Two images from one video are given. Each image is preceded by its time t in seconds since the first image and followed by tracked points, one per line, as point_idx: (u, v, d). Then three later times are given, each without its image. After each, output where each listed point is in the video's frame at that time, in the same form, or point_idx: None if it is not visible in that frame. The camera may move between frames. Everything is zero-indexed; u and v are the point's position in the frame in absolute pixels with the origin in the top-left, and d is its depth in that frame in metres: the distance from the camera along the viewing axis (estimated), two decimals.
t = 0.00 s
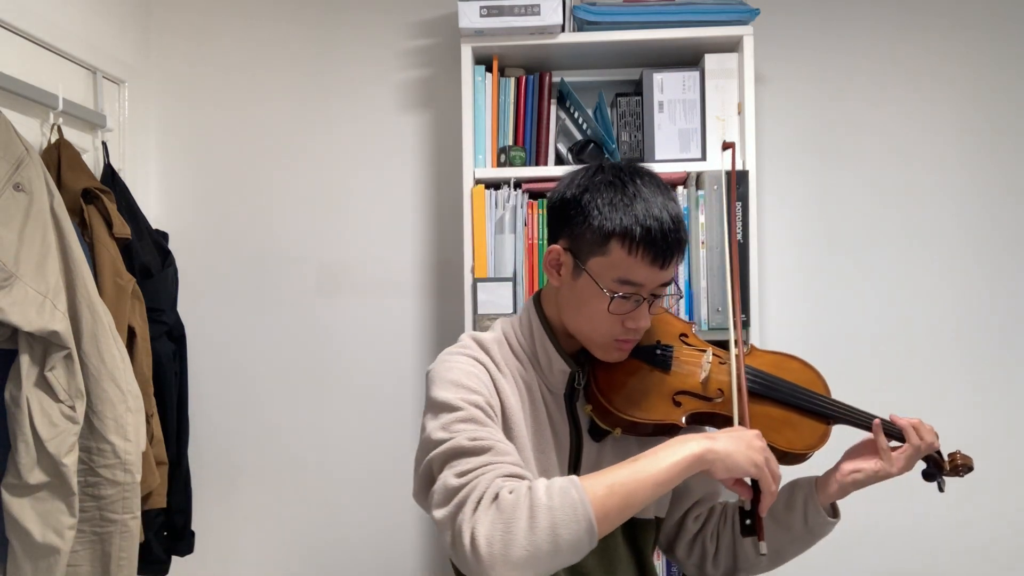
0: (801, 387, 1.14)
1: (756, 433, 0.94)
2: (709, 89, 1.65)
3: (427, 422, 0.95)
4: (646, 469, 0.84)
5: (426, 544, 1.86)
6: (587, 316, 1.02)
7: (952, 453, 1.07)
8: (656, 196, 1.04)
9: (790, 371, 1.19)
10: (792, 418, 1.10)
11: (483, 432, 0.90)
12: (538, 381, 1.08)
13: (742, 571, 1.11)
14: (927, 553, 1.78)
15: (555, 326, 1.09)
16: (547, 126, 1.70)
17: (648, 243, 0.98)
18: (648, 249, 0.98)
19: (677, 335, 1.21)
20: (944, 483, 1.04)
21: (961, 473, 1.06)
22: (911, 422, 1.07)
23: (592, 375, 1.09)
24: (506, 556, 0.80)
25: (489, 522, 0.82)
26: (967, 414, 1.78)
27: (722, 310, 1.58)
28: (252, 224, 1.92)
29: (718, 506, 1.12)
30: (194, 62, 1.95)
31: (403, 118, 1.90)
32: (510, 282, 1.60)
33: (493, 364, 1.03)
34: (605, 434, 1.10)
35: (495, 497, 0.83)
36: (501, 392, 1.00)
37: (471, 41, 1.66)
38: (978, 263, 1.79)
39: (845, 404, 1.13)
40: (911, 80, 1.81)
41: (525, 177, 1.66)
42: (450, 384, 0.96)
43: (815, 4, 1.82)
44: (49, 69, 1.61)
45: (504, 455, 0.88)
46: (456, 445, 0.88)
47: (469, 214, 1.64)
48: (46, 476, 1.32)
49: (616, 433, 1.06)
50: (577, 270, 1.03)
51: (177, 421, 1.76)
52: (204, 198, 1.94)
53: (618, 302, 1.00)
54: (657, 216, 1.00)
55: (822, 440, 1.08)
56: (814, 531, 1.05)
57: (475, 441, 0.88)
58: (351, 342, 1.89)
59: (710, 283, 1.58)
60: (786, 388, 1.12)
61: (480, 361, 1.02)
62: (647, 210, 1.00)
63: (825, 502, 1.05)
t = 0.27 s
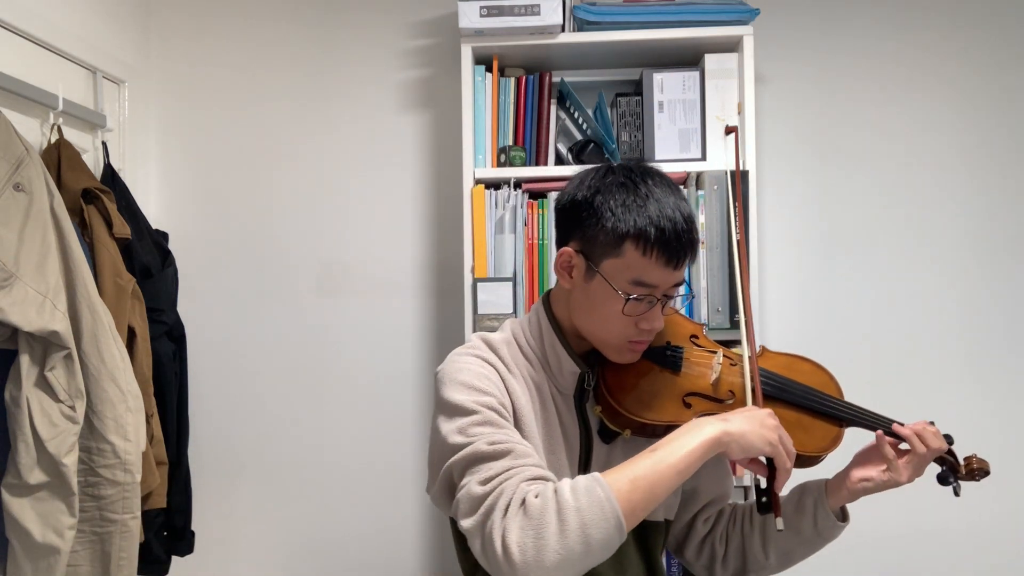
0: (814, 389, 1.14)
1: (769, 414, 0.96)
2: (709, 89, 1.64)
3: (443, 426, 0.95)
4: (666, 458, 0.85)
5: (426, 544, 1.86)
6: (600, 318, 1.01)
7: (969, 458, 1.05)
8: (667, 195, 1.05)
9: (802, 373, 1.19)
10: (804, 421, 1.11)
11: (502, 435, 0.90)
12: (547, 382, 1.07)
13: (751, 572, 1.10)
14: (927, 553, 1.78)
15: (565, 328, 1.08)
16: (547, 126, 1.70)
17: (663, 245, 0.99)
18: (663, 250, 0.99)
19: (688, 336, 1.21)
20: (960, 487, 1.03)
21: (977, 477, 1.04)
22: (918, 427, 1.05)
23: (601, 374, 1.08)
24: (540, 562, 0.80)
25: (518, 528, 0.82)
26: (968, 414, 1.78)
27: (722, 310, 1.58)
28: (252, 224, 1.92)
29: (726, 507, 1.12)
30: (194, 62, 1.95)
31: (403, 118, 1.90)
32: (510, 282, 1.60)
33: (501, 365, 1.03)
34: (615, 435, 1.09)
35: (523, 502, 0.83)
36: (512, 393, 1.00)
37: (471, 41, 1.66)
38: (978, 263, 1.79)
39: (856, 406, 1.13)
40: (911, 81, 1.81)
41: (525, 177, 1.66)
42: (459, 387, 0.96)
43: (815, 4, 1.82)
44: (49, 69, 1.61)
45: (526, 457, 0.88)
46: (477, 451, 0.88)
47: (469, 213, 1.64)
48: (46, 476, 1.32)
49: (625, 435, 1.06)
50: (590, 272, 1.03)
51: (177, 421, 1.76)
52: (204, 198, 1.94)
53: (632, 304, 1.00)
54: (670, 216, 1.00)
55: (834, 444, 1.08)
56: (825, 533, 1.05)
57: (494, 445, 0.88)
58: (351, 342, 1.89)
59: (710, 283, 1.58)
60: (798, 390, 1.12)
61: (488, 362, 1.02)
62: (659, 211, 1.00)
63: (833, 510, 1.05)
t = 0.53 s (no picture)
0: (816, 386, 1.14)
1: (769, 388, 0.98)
2: (709, 89, 1.64)
3: (447, 427, 0.95)
4: (673, 441, 0.87)
5: (425, 545, 1.86)
6: (606, 317, 1.01)
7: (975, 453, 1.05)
8: (667, 193, 1.05)
9: (803, 370, 1.19)
10: (806, 416, 1.10)
11: (512, 433, 0.90)
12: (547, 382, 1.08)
13: (756, 573, 1.10)
14: (927, 553, 1.78)
15: (567, 330, 1.08)
16: (547, 126, 1.70)
17: (668, 242, 1.00)
18: (669, 248, 1.00)
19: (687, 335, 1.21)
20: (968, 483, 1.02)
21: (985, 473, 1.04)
22: (918, 424, 1.04)
23: (600, 375, 1.09)
24: (565, 556, 0.80)
25: (540, 525, 0.82)
26: (968, 414, 1.78)
27: (722, 310, 1.57)
28: (252, 224, 1.92)
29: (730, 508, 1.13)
30: (194, 62, 1.95)
31: (403, 118, 1.89)
32: (510, 282, 1.60)
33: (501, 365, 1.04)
34: (616, 436, 1.09)
35: (542, 499, 0.83)
36: (514, 392, 1.01)
37: (471, 42, 1.66)
38: (978, 263, 1.79)
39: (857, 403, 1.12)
40: (911, 81, 1.81)
41: (525, 177, 1.66)
42: (461, 387, 0.96)
43: (815, 4, 1.82)
44: (49, 69, 1.61)
45: (538, 453, 0.89)
46: (488, 452, 0.88)
47: (469, 213, 1.64)
48: (46, 476, 1.32)
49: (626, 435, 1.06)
50: (594, 272, 1.03)
51: (177, 421, 1.76)
52: (204, 199, 1.94)
53: (639, 303, 1.01)
54: (674, 213, 1.01)
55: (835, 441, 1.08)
56: (827, 532, 1.04)
57: (506, 444, 0.88)
58: (351, 342, 1.89)
59: (710, 284, 1.58)
60: (798, 387, 1.12)
61: (488, 362, 1.03)
62: (663, 209, 1.01)
63: (836, 510, 1.04)
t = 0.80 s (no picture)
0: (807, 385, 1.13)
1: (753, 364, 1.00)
2: (709, 89, 1.65)
3: (440, 427, 0.95)
4: (667, 418, 0.87)
5: (425, 545, 1.86)
6: (589, 317, 1.02)
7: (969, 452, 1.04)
8: (653, 193, 1.05)
9: (794, 369, 1.18)
10: (796, 416, 1.09)
11: (508, 429, 0.91)
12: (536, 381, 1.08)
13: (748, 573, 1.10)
14: (927, 553, 1.78)
15: (554, 329, 1.09)
16: (547, 126, 1.70)
17: (652, 243, 0.99)
18: (653, 249, 0.99)
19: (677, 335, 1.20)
20: (962, 483, 1.02)
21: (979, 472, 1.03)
22: (909, 422, 1.02)
23: (588, 376, 1.09)
24: (573, 545, 0.80)
25: (545, 516, 0.82)
26: (968, 414, 1.78)
27: (722, 310, 1.57)
28: (252, 224, 1.92)
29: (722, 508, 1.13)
30: (194, 62, 1.95)
31: (403, 119, 1.90)
32: (510, 281, 1.60)
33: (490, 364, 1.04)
34: (607, 436, 1.09)
35: (544, 491, 0.83)
36: (504, 393, 1.01)
37: (471, 41, 1.66)
38: (978, 263, 1.79)
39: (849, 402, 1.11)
40: (911, 81, 1.81)
41: (525, 177, 1.66)
42: (451, 387, 0.97)
43: (815, 4, 1.82)
44: (49, 69, 1.61)
45: (536, 446, 0.89)
46: (486, 449, 0.88)
47: (469, 213, 1.64)
48: (46, 476, 1.32)
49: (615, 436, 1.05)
50: (578, 271, 1.03)
51: (177, 421, 1.76)
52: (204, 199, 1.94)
53: (623, 303, 1.01)
54: (659, 213, 1.01)
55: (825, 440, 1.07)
56: (820, 532, 1.04)
57: (503, 440, 0.89)
58: (351, 342, 1.89)
59: (710, 283, 1.58)
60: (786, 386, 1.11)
61: (477, 361, 1.03)
62: (647, 208, 1.01)
63: (828, 509, 1.04)
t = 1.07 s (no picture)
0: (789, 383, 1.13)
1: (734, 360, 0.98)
2: (709, 89, 1.65)
3: (421, 430, 0.95)
4: (642, 418, 0.86)
5: (425, 545, 1.86)
6: (567, 316, 1.02)
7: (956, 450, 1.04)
8: (630, 191, 1.05)
9: (778, 367, 1.18)
10: (777, 414, 1.10)
11: (487, 432, 0.90)
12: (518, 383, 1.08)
13: (735, 572, 1.10)
14: (928, 553, 1.78)
15: (535, 329, 1.09)
16: (547, 125, 1.70)
17: (628, 241, 0.99)
18: (628, 247, 0.99)
19: (660, 334, 1.20)
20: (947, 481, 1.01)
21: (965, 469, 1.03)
22: (896, 418, 1.02)
23: (571, 377, 1.09)
24: (551, 549, 0.80)
25: (522, 521, 0.82)
26: (968, 414, 1.78)
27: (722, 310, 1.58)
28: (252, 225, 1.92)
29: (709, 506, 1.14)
30: (194, 62, 1.95)
31: (403, 119, 1.90)
32: (510, 282, 1.60)
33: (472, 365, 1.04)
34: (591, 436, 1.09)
35: (522, 496, 0.83)
36: (485, 395, 1.01)
37: (471, 41, 1.66)
38: (978, 263, 1.79)
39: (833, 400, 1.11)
40: (911, 81, 1.81)
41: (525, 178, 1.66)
42: (431, 388, 0.97)
43: (815, 4, 1.82)
44: (49, 70, 1.61)
45: (515, 450, 0.89)
46: (464, 452, 0.88)
47: (469, 213, 1.64)
48: (46, 476, 1.32)
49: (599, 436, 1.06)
50: (555, 271, 1.03)
51: (177, 421, 1.76)
52: (204, 199, 1.94)
53: (599, 302, 1.00)
54: (635, 211, 1.01)
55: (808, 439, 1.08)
56: (807, 532, 1.04)
57: (482, 443, 0.88)
58: (351, 342, 1.89)
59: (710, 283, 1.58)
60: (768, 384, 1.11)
61: (459, 362, 1.03)
62: (623, 207, 1.01)
63: (814, 506, 1.04)
